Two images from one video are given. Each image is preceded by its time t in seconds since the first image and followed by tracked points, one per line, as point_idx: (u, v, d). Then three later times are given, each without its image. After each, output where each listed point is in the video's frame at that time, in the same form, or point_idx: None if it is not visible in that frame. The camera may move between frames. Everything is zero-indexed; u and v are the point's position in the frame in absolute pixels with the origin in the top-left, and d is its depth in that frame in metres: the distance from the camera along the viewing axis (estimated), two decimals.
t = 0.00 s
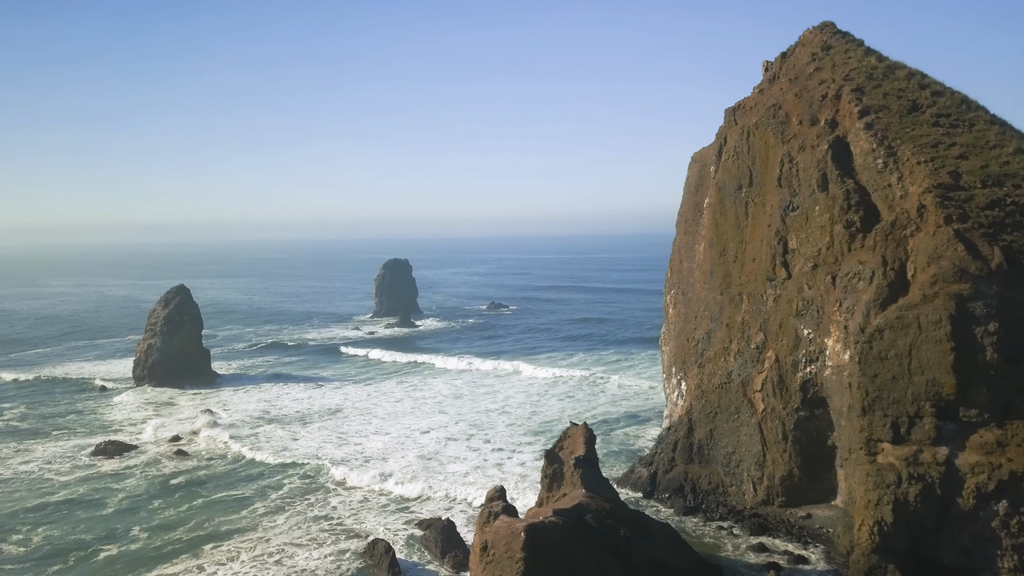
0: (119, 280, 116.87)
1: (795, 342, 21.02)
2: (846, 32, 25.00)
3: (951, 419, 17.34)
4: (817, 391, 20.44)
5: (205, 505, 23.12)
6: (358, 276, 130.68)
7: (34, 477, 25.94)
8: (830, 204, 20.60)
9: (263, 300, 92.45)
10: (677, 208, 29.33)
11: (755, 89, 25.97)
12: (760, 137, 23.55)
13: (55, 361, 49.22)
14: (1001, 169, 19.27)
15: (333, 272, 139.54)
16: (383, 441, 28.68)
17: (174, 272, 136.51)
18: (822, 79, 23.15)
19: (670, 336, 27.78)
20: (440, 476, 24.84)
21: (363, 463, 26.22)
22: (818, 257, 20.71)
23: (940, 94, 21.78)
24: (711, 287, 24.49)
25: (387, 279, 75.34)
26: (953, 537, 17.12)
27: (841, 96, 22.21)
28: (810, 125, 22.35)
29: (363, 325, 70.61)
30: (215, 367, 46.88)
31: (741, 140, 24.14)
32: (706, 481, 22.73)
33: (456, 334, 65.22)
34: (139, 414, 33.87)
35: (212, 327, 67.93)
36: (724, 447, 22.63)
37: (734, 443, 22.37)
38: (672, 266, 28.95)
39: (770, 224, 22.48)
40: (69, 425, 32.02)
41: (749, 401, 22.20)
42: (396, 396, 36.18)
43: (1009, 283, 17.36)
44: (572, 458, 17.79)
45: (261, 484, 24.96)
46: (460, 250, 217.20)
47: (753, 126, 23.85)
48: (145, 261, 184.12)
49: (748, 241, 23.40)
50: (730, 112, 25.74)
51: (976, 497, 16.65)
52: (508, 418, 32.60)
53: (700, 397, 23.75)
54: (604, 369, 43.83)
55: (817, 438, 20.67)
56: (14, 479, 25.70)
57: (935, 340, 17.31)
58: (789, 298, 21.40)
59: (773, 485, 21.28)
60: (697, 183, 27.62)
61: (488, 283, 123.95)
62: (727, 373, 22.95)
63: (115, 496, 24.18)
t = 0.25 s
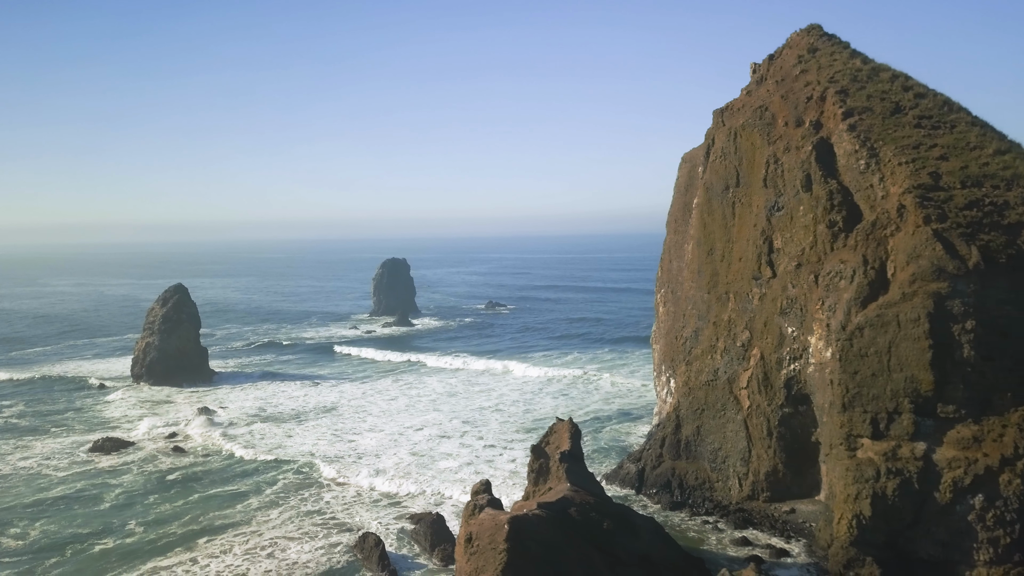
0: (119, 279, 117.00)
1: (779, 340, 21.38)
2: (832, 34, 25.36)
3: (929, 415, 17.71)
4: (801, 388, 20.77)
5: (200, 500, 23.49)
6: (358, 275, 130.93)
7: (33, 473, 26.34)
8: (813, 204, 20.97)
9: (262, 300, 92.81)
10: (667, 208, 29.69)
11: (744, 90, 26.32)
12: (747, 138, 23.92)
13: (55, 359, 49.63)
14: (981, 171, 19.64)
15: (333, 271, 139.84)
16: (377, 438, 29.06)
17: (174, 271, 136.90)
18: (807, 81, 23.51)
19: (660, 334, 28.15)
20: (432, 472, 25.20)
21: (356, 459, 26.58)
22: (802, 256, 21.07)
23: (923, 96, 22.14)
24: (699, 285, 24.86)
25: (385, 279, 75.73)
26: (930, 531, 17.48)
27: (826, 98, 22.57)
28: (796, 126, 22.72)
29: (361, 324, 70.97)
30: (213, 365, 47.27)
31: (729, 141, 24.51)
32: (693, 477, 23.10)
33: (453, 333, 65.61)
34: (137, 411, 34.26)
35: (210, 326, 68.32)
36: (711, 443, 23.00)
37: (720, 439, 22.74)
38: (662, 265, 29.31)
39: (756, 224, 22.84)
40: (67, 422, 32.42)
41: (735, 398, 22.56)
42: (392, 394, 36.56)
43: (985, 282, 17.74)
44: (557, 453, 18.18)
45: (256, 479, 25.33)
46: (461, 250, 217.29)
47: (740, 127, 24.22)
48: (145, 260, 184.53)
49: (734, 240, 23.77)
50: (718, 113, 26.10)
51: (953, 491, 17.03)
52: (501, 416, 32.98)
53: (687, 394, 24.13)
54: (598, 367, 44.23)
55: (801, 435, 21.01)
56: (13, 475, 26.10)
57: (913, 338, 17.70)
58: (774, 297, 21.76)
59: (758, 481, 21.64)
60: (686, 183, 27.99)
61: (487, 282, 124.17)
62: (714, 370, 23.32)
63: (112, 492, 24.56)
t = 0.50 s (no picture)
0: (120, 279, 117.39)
1: (764, 338, 21.73)
2: (819, 36, 25.71)
3: (908, 411, 18.10)
4: (785, 385, 21.11)
5: (196, 495, 23.86)
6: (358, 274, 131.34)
7: (31, 469, 26.73)
8: (797, 204, 21.33)
9: (262, 299, 93.21)
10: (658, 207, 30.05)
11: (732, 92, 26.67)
12: (734, 139, 24.29)
13: (54, 358, 50.03)
14: (961, 171, 20.00)
15: (333, 271, 140.21)
16: (371, 435, 29.44)
17: (174, 270, 137.29)
18: (793, 83, 23.87)
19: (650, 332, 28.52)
20: (425, 467, 25.55)
21: (350, 455, 26.93)
22: (787, 255, 21.43)
23: (907, 97, 22.47)
24: (687, 284, 25.23)
25: (384, 278, 76.15)
26: (908, 524, 17.85)
27: (811, 99, 22.92)
28: (781, 128, 23.07)
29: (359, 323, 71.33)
30: (211, 363, 47.65)
31: (717, 143, 24.89)
32: (681, 473, 23.46)
33: (450, 332, 65.96)
34: (135, 409, 34.65)
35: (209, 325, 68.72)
36: (698, 439, 23.36)
37: (707, 435, 23.10)
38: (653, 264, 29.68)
39: (742, 224, 23.20)
40: (66, 419, 32.81)
41: (721, 395, 22.92)
42: (387, 392, 36.92)
43: (963, 280, 18.13)
44: (543, 447, 18.57)
45: (251, 474, 25.69)
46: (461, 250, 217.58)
47: (728, 128, 24.58)
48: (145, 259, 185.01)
49: (722, 240, 24.13)
50: (707, 114, 26.47)
51: (930, 485, 17.43)
52: (494, 413, 33.32)
53: (675, 391, 24.50)
54: (592, 366, 44.57)
55: (786, 431, 21.35)
56: (12, 471, 26.49)
57: (893, 335, 18.08)
58: (759, 295, 22.13)
59: (744, 476, 22.00)
60: (676, 183, 28.36)
61: (486, 282, 124.44)
62: (701, 368, 23.69)
63: (109, 487, 24.94)
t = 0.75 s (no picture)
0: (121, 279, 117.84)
1: (749, 336, 22.09)
2: (806, 39, 26.08)
3: (888, 407, 18.46)
4: (770, 382, 21.45)
5: (191, 491, 24.26)
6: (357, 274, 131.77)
7: (30, 465, 27.13)
8: (782, 205, 21.70)
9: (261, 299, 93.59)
10: (648, 207, 30.44)
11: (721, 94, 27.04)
12: (721, 140, 24.67)
13: (54, 357, 50.44)
14: (942, 172, 20.37)
15: (332, 270, 140.57)
16: (365, 432, 29.80)
17: (173, 270, 137.66)
18: (780, 85, 24.23)
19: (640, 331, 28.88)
20: (417, 463, 25.94)
21: (344, 452, 27.32)
22: (771, 255, 21.80)
23: (891, 99, 22.82)
24: (676, 283, 25.60)
25: (382, 277, 76.61)
26: (887, 518, 18.19)
27: (796, 101, 23.29)
28: (768, 129, 23.44)
29: (357, 322, 71.66)
30: (209, 362, 48.06)
31: (705, 144, 25.27)
32: (668, 469, 23.83)
33: (447, 331, 66.38)
34: (133, 406, 35.05)
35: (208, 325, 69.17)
36: (686, 436, 23.73)
37: (695, 432, 23.47)
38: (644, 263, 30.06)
39: (729, 224, 23.56)
40: (64, 417, 33.21)
41: (708, 392, 23.29)
42: (383, 390, 37.34)
43: (942, 279, 18.50)
44: (530, 442, 18.98)
45: (246, 470, 26.08)
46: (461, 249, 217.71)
47: (715, 130, 24.95)
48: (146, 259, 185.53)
49: (709, 239, 24.50)
50: (696, 115, 26.83)
51: (909, 480, 17.80)
52: (488, 411, 33.71)
53: (664, 388, 24.88)
54: (587, 366, 44.97)
55: (771, 428, 21.69)
56: (11, 467, 26.89)
57: (872, 333, 18.47)
58: (745, 294, 22.50)
59: (730, 472, 22.35)
60: (665, 184, 28.73)
61: (485, 282, 124.71)
62: (689, 365, 24.06)
63: (106, 483, 25.34)
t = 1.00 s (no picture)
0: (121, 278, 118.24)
1: (735, 333, 22.45)
2: (793, 41, 26.45)
3: (869, 403, 18.84)
4: (755, 379, 21.81)
5: (187, 486, 24.64)
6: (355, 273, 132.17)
7: (29, 461, 27.51)
8: (767, 205, 22.07)
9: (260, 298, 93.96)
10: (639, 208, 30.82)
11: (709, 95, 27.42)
12: (709, 141, 25.04)
13: (53, 355, 50.84)
14: (923, 173, 20.74)
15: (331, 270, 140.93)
16: (360, 429, 30.18)
17: (173, 269, 138.03)
18: (767, 87, 24.61)
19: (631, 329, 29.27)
20: (410, 459, 26.33)
21: (338, 448, 27.72)
22: (757, 254, 22.18)
23: (875, 101, 23.20)
24: (665, 282, 25.98)
25: (380, 276, 77.06)
26: (867, 512, 18.55)
27: (782, 103, 23.67)
28: (754, 130, 23.81)
29: (355, 321, 72.03)
30: (207, 361, 48.46)
31: (693, 145, 25.65)
32: (656, 465, 24.20)
33: (445, 330, 66.81)
34: (130, 404, 35.43)
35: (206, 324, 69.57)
36: (673, 432, 24.11)
37: (682, 428, 23.84)
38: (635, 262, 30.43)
39: (716, 223, 23.94)
40: (63, 414, 33.60)
41: (695, 389, 23.66)
42: (378, 388, 37.74)
43: (922, 278, 18.88)
44: (518, 438, 19.41)
45: (241, 466, 26.47)
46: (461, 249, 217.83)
47: (703, 131, 25.32)
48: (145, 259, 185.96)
49: (697, 239, 24.87)
50: (685, 116, 27.20)
51: (888, 475, 18.18)
52: (482, 408, 34.11)
53: (652, 386, 25.27)
54: (581, 364, 45.38)
55: (756, 424, 22.04)
56: (10, 463, 27.27)
57: (853, 331, 18.86)
58: (731, 293, 22.87)
59: (716, 468, 22.71)
60: (655, 184, 29.10)
61: (483, 281, 125.11)
62: (677, 363, 24.44)
63: (103, 478, 25.72)
